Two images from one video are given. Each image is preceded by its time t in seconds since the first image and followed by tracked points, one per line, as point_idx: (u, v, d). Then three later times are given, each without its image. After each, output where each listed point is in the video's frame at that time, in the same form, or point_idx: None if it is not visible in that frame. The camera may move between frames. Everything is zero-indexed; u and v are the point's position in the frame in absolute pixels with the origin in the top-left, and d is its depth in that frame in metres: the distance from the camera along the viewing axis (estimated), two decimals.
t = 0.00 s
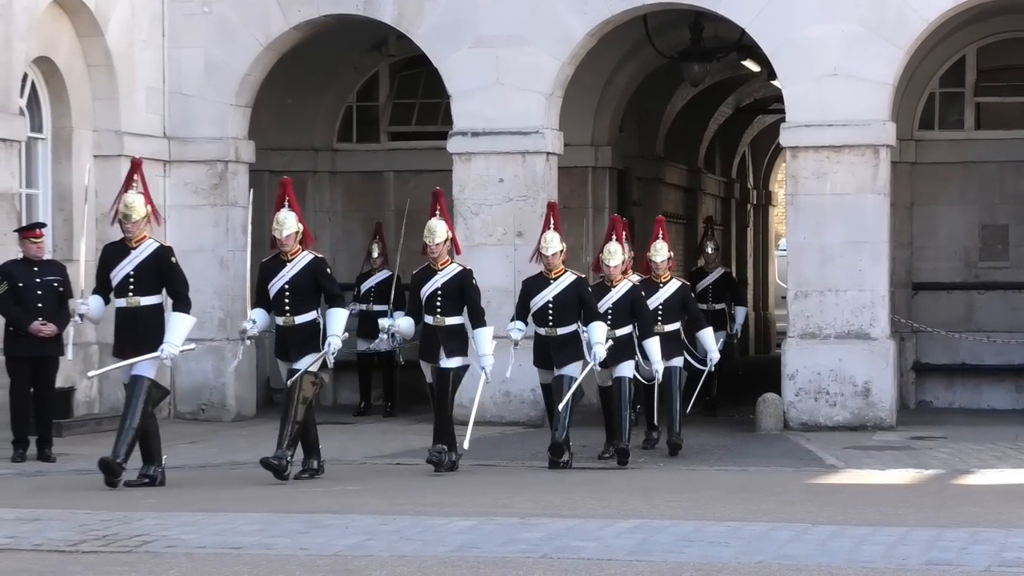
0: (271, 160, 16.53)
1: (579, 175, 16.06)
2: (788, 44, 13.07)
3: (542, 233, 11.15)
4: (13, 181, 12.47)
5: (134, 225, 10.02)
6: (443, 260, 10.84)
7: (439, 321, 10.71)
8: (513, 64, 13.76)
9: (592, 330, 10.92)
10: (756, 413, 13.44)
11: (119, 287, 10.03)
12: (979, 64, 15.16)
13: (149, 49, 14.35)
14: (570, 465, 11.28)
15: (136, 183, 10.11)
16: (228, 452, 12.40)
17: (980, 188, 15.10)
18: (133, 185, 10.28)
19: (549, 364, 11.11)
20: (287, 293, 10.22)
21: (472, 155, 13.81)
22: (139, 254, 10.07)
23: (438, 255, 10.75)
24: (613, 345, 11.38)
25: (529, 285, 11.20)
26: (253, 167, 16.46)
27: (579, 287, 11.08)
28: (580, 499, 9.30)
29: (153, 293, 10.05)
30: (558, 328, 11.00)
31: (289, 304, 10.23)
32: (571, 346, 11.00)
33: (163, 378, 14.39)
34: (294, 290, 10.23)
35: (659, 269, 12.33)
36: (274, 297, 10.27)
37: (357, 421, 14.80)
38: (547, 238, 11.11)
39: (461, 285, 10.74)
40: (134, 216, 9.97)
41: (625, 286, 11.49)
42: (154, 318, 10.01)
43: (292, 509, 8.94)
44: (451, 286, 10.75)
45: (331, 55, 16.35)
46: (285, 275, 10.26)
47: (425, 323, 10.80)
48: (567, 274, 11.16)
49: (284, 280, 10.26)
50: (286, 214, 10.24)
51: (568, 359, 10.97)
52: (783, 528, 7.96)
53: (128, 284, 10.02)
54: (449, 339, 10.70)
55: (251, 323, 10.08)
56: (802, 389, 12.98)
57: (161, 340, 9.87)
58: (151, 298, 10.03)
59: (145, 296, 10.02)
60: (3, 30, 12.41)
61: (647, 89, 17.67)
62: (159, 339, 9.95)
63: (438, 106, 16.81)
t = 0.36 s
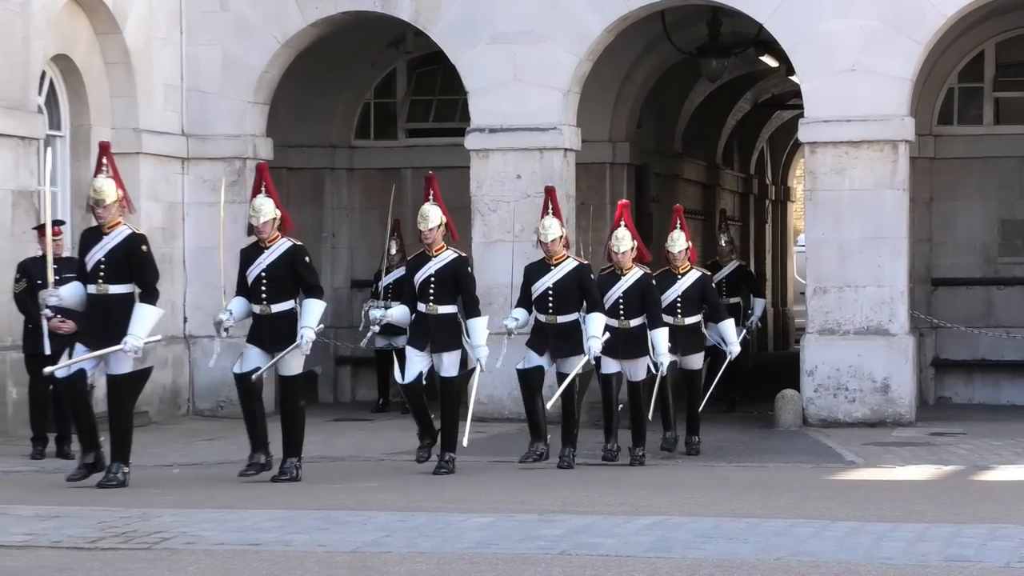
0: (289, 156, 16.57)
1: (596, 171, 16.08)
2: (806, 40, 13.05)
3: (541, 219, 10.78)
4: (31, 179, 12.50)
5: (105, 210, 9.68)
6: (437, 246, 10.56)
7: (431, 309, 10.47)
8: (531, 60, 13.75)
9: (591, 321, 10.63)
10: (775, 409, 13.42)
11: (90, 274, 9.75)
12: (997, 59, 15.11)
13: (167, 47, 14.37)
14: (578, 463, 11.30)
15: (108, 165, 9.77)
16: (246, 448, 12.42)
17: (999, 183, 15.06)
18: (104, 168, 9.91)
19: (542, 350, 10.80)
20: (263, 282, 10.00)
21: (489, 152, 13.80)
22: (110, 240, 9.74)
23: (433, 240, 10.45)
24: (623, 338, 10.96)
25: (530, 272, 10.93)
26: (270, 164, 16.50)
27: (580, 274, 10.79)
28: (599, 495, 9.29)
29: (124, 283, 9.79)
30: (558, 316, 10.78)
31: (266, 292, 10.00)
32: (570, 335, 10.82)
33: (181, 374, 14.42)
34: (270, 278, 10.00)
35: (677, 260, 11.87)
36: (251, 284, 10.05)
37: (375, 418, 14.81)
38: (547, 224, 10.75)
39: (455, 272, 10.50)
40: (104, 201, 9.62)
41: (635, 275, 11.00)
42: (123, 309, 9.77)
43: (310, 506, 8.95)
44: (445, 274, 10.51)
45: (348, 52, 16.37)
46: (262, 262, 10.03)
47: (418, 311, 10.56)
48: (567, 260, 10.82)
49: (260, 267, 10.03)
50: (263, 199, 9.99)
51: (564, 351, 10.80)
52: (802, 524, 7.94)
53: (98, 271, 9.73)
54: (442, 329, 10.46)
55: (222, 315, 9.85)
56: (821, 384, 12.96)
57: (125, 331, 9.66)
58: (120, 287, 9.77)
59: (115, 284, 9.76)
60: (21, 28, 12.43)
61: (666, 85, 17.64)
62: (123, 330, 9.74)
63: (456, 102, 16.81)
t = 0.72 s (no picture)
0: (320, 156, 16.64)
1: (628, 168, 16.07)
2: (838, 35, 13.01)
3: (541, 215, 10.53)
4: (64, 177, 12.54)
5: (77, 208, 9.44)
6: (432, 245, 10.18)
7: (429, 311, 10.06)
8: (563, 57, 13.74)
9: (596, 315, 10.32)
10: (810, 406, 13.38)
11: (65, 275, 9.46)
12: None
13: (199, 45, 14.40)
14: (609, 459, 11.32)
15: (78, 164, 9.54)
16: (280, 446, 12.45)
17: None
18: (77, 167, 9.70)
19: (549, 350, 10.45)
20: (245, 280, 9.69)
21: (520, 149, 13.79)
22: (82, 239, 9.45)
23: (428, 240, 10.09)
24: (643, 332, 10.75)
25: (530, 271, 10.62)
26: (302, 162, 16.54)
27: (581, 271, 10.52)
28: (634, 493, 9.28)
29: (99, 282, 9.47)
30: (561, 314, 10.47)
31: (247, 292, 9.71)
32: (575, 334, 10.49)
33: (215, 372, 14.42)
34: (252, 277, 9.69)
35: (698, 262, 11.46)
36: (232, 284, 9.74)
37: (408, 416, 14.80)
38: (546, 220, 10.51)
39: (452, 271, 10.10)
40: (76, 198, 9.40)
41: (653, 267, 10.81)
42: (101, 310, 9.45)
43: (345, 504, 8.95)
44: (441, 275, 10.09)
45: (378, 49, 16.37)
46: (242, 260, 9.72)
47: (416, 314, 10.16)
48: (568, 256, 10.55)
49: (241, 266, 9.72)
50: (245, 195, 9.73)
51: (571, 348, 10.45)
52: (838, 522, 7.92)
53: (73, 272, 9.44)
54: (441, 332, 10.03)
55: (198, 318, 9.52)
56: (855, 381, 12.91)
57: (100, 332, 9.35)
58: (96, 286, 9.45)
59: (91, 283, 9.45)
60: (54, 27, 12.47)
61: (698, 81, 17.61)
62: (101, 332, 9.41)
63: (487, 100, 16.77)
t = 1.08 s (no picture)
0: (407, 152, 16.66)
1: (715, 162, 16.11)
2: (926, 28, 12.92)
3: (607, 210, 10.35)
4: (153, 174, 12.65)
5: (125, 202, 9.43)
6: (487, 242, 10.12)
7: (483, 309, 10.04)
8: (649, 52, 13.72)
9: (661, 316, 10.16)
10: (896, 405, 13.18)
11: (112, 269, 9.49)
12: None
13: (285, 43, 14.48)
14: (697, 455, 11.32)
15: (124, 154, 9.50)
16: (368, 441, 12.51)
17: None
18: (121, 158, 9.65)
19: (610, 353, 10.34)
20: (291, 275, 9.70)
21: (606, 144, 13.78)
22: (130, 232, 9.48)
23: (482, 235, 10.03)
24: (720, 334, 10.59)
25: (593, 264, 10.44)
26: (389, 158, 16.60)
27: (648, 268, 10.30)
28: (723, 489, 9.26)
29: (148, 276, 9.51)
30: (621, 312, 10.24)
31: (294, 288, 9.70)
32: (638, 333, 10.22)
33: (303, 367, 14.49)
34: (299, 272, 9.69)
35: (785, 258, 10.99)
36: (278, 279, 9.74)
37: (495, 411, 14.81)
38: (611, 213, 10.31)
39: (505, 270, 10.04)
40: (124, 191, 9.36)
41: (733, 266, 10.66)
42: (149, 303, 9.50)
43: (434, 499, 8.99)
44: (496, 272, 10.06)
45: (463, 46, 16.39)
46: (289, 255, 9.73)
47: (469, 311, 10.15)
48: (634, 254, 10.35)
49: (288, 261, 9.73)
50: (292, 189, 9.73)
51: (632, 347, 10.20)
52: (928, 517, 7.87)
53: (120, 265, 9.46)
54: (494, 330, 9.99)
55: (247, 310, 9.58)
56: (945, 376, 12.80)
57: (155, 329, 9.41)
58: (145, 282, 9.50)
59: (139, 279, 9.49)
60: (141, 24, 12.57)
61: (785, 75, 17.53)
62: (152, 328, 9.48)
63: (572, 95, 16.77)
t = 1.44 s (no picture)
0: (487, 153, 16.59)
1: (795, 161, 16.04)
2: (1009, 27, 12.78)
3: (659, 199, 10.02)
4: (234, 177, 12.73)
5: (160, 193, 9.17)
6: (529, 231, 9.90)
7: (524, 300, 9.86)
8: (729, 52, 13.65)
9: (712, 309, 9.90)
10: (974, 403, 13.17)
11: (146, 262, 9.24)
12: None
13: (366, 44, 14.52)
14: (775, 457, 11.25)
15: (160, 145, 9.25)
16: (447, 441, 12.53)
17: None
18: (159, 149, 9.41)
19: (661, 341, 10.07)
20: (330, 266, 9.51)
21: (685, 144, 13.74)
22: (165, 225, 9.22)
23: (524, 225, 9.80)
24: (785, 331, 10.44)
25: (647, 257, 10.17)
26: (468, 160, 16.51)
27: (701, 258, 10.01)
28: (802, 490, 9.21)
29: (181, 272, 9.25)
30: (677, 308, 10.02)
31: (331, 280, 9.51)
32: (692, 327, 10.04)
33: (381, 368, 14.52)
34: (336, 262, 9.50)
35: (858, 251, 10.79)
36: (317, 270, 9.55)
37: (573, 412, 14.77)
38: (664, 203, 9.98)
39: (546, 259, 9.83)
40: (160, 183, 9.11)
41: (799, 258, 10.46)
42: (182, 300, 9.23)
43: (511, 499, 8.99)
44: (537, 262, 9.84)
45: (542, 47, 16.37)
46: (326, 245, 9.52)
47: (511, 303, 9.96)
48: (689, 242, 10.05)
49: (326, 251, 9.53)
50: (331, 178, 9.50)
51: (688, 343, 10.02)
52: (1011, 520, 7.80)
53: (154, 258, 9.21)
54: (534, 323, 9.86)
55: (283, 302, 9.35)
56: None
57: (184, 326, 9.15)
58: (177, 277, 9.24)
59: (172, 274, 9.23)
60: (221, 26, 12.63)
61: (866, 74, 17.40)
62: (183, 326, 9.23)
63: (652, 95, 16.75)
